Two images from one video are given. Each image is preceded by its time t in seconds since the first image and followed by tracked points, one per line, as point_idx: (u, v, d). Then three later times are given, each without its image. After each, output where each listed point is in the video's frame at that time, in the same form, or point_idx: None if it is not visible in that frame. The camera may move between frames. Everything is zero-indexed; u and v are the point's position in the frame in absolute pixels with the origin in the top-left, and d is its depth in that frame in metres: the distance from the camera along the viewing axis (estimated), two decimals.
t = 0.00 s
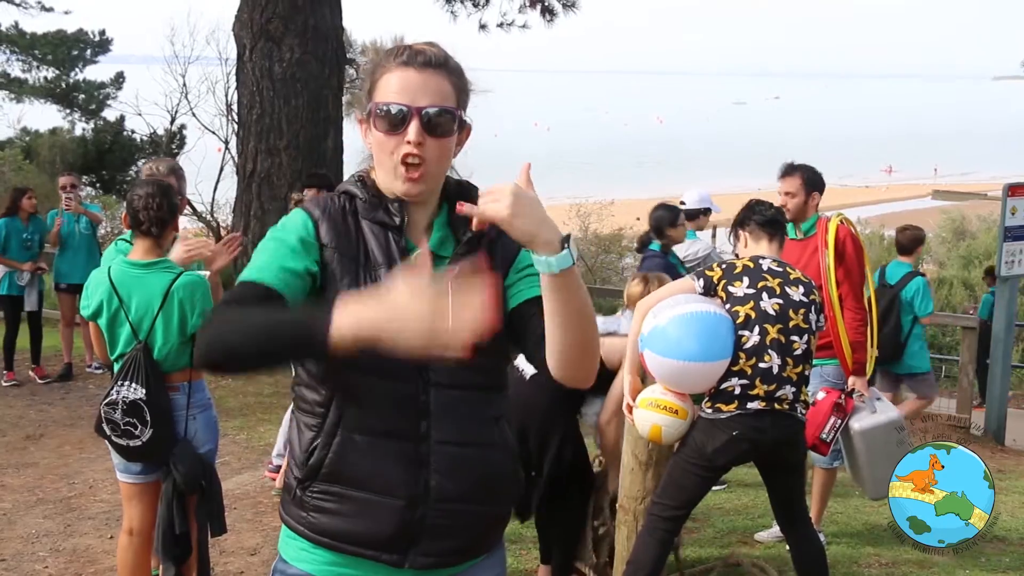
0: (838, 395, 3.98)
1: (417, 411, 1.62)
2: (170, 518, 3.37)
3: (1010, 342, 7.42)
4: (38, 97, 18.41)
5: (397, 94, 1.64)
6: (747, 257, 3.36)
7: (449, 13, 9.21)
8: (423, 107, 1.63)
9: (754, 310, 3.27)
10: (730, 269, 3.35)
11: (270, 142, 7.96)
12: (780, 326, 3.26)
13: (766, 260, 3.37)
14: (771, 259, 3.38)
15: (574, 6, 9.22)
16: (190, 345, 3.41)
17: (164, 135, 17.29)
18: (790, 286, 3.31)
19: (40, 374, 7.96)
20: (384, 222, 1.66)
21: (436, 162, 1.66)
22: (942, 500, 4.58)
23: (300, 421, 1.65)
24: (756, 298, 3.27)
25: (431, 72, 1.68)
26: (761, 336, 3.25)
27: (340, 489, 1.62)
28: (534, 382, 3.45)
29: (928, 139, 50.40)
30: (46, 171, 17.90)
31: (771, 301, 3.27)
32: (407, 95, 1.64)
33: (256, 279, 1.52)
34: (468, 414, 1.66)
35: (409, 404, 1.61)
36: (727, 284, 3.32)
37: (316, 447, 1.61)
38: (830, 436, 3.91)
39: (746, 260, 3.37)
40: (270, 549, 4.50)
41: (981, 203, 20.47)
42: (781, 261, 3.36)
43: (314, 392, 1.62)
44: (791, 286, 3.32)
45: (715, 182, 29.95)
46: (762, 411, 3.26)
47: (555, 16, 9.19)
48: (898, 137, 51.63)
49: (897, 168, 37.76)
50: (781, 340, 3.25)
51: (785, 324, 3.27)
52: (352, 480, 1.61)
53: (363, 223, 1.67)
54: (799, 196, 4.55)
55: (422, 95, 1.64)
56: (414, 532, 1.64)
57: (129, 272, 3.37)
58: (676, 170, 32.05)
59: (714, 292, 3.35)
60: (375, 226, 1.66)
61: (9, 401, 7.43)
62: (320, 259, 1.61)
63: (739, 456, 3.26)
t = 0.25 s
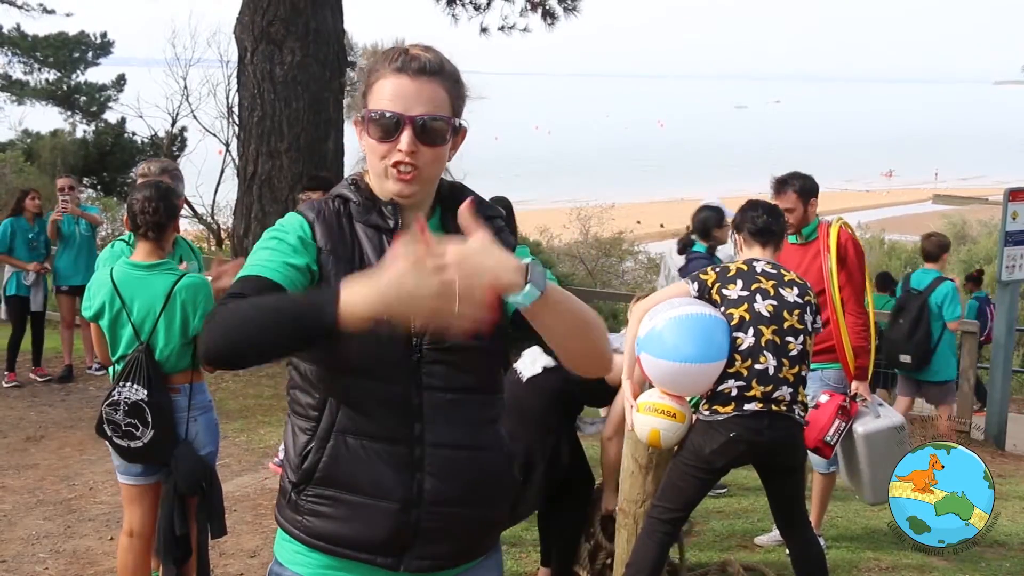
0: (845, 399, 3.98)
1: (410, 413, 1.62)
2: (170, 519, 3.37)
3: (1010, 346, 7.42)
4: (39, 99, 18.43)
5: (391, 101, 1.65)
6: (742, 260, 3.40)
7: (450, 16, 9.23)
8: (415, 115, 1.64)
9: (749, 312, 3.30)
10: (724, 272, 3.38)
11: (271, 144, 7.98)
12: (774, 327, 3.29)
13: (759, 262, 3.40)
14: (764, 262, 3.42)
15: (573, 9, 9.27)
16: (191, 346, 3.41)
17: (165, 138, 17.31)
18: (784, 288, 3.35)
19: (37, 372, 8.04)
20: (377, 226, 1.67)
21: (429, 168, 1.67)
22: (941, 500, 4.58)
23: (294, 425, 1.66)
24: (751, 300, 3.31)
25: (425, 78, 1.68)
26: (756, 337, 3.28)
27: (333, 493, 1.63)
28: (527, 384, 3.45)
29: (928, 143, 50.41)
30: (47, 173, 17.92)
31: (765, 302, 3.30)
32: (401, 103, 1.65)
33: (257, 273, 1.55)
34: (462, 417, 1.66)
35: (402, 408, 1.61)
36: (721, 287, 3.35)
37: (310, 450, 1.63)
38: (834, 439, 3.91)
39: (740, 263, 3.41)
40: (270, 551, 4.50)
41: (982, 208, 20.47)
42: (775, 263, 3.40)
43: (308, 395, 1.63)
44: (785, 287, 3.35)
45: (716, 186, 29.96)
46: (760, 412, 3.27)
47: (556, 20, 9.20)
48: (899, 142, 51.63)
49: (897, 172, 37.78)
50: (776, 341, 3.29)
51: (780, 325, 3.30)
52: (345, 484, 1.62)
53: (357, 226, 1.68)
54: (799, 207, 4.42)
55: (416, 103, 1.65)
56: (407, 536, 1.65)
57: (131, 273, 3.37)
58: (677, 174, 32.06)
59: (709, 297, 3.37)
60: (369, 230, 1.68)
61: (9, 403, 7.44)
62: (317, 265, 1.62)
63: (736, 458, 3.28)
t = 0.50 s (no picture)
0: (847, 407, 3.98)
1: (409, 421, 1.64)
2: (173, 519, 3.37)
3: (1011, 352, 7.42)
4: (42, 99, 18.43)
5: (394, 110, 1.65)
6: (737, 264, 3.42)
7: (453, 18, 9.24)
8: (417, 126, 1.64)
9: (746, 316, 3.31)
10: (720, 276, 3.40)
11: (273, 146, 7.99)
12: (772, 329, 3.30)
13: (756, 266, 3.43)
14: (762, 265, 3.45)
15: (578, 12, 9.24)
16: (194, 348, 3.41)
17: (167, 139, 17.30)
18: (781, 291, 3.37)
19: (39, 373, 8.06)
20: (378, 232, 1.67)
21: (433, 178, 1.68)
22: (942, 500, 4.54)
23: (291, 431, 1.66)
24: (748, 303, 3.32)
25: (426, 87, 1.67)
26: (753, 340, 3.30)
27: (330, 499, 1.62)
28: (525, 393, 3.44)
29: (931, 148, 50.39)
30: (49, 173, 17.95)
31: (762, 305, 3.31)
32: (402, 113, 1.64)
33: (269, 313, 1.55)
34: (461, 425, 1.67)
35: (401, 415, 1.63)
36: (718, 291, 3.36)
37: (308, 455, 1.63)
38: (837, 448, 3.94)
39: (736, 267, 3.43)
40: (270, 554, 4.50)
41: (983, 213, 20.45)
42: (772, 266, 3.42)
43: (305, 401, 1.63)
44: (782, 290, 3.37)
45: (718, 190, 29.95)
46: (760, 414, 3.27)
47: (559, 23, 9.21)
48: (901, 146, 51.61)
49: (899, 177, 37.77)
50: (774, 344, 3.30)
51: (777, 327, 3.32)
52: (342, 490, 1.62)
53: (357, 232, 1.68)
54: (800, 212, 4.39)
55: (418, 114, 1.65)
56: (403, 544, 1.64)
57: (135, 275, 3.37)
58: (678, 177, 32.06)
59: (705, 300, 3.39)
60: (370, 236, 1.68)
61: (10, 404, 7.45)
62: (317, 271, 1.62)
63: (737, 460, 3.27)
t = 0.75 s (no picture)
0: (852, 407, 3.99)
1: (414, 423, 1.63)
2: (175, 521, 3.37)
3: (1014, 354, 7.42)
4: (44, 101, 18.44)
5: (390, 114, 1.65)
6: (741, 268, 3.44)
7: (455, 20, 9.26)
8: (416, 131, 1.64)
9: (749, 320, 3.33)
10: (724, 280, 3.42)
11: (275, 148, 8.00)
12: (774, 334, 3.32)
13: (761, 270, 3.44)
14: (765, 268, 3.46)
15: (580, 14, 9.26)
16: (197, 351, 3.42)
17: (169, 141, 17.30)
18: (784, 294, 3.38)
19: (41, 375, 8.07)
20: (375, 235, 1.67)
21: (428, 182, 1.68)
22: (942, 500, 4.51)
23: (297, 436, 1.67)
24: (750, 307, 3.33)
25: (426, 92, 1.67)
26: (755, 345, 3.31)
27: (336, 503, 1.62)
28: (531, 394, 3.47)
29: (932, 150, 50.38)
30: (51, 175, 17.97)
31: (764, 310, 3.33)
32: (401, 117, 1.64)
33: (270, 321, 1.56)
34: (465, 425, 1.67)
35: (405, 417, 1.62)
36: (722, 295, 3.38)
37: (313, 460, 1.63)
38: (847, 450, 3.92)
39: (740, 271, 3.44)
40: (272, 555, 4.50)
41: (985, 215, 20.43)
42: (775, 270, 3.44)
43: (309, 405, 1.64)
44: (785, 294, 3.38)
45: (720, 193, 29.96)
46: (761, 418, 3.29)
47: (560, 25, 9.23)
48: (902, 149, 51.56)
49: (901, 179, 37.76)
50: (776, 348, 3.32)
51: (779, 332, 3.33)
52: (348, 493, 1.62)
53: (354, 235, 1.68)
54: (803, 214, 4.42)
55: (417, 119, 1.65)
56: (411, 546, 1.64)
57: (138, 276, 3.38)
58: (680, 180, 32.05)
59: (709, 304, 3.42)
60: (368, 239, 1.68)
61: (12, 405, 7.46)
62: (315, 276, 1.63)
63: (739, 462, 3.30)
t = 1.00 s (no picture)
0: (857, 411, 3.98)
1: (422, 424, 1.63)
2: (177, 521, 3.38)
3: (1017, 356, 7.42)
4: (46, 102, 18.46)
5: (405, 112, 1.65)
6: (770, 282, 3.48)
7: (457, 21, 9.29)
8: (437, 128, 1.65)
9: (778, 328, 3.34)
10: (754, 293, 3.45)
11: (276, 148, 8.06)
12: (802, 341, 3.34)
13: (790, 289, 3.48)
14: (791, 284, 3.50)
15: (582, 15, 9.27)
16: (199, 351, 3.42)
17: (171, 141, 17.32)
18: (813, 306, 3.41)
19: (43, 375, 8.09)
20: (375, 236, 1.67)
21: (438, 179, 1.70)
22: (942, 500, 4.50)
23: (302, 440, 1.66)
24: (780, 317, 3.36)
25: (433, 90, 1.70)
26: (785, 351, 3.32)
27: (347, 506, 1.62)
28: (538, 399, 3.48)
29: (935, 151, 50.31)
30: (53, 175, 18.00)
31: (794, 319, 3.36)
32: (420, 114, 1.66)
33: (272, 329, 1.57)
34: (472, 424, 1.68)
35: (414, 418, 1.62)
36: (751, 306, 3.40)
37: (321, 464, 1.63)
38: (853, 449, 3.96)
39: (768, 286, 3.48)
40: (274, 555, 4.51)
41: (987, 216, 20.40)
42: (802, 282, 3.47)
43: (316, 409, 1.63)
44: (814, 306, 3.41)
45: (722, 193, 29.93)
46: (796, 426, 3.27)
47: (562, 25, 9.27)
48: (905, 149, 51.49)
49: (903, 180, 37.72)
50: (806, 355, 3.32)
51: (810, 340, 3.34)
52: (359, 496, 1.62)
53: (352, 238, 1.67)
54: (807, 211, 4.41)
55: (434, 115, 1.67)
56: (423, 546, 1.65)
57: (140, 276, 3.37)
58: (682, 180, 32.03)
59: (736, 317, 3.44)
60: (366, 240, 1.67)
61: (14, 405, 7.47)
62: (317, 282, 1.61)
63: (771, 472, 3.27)
